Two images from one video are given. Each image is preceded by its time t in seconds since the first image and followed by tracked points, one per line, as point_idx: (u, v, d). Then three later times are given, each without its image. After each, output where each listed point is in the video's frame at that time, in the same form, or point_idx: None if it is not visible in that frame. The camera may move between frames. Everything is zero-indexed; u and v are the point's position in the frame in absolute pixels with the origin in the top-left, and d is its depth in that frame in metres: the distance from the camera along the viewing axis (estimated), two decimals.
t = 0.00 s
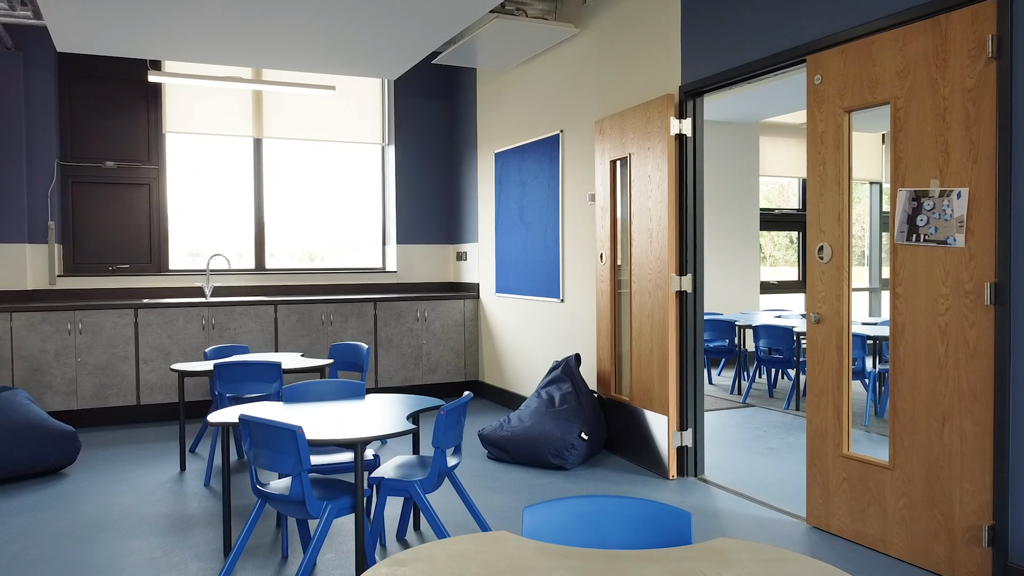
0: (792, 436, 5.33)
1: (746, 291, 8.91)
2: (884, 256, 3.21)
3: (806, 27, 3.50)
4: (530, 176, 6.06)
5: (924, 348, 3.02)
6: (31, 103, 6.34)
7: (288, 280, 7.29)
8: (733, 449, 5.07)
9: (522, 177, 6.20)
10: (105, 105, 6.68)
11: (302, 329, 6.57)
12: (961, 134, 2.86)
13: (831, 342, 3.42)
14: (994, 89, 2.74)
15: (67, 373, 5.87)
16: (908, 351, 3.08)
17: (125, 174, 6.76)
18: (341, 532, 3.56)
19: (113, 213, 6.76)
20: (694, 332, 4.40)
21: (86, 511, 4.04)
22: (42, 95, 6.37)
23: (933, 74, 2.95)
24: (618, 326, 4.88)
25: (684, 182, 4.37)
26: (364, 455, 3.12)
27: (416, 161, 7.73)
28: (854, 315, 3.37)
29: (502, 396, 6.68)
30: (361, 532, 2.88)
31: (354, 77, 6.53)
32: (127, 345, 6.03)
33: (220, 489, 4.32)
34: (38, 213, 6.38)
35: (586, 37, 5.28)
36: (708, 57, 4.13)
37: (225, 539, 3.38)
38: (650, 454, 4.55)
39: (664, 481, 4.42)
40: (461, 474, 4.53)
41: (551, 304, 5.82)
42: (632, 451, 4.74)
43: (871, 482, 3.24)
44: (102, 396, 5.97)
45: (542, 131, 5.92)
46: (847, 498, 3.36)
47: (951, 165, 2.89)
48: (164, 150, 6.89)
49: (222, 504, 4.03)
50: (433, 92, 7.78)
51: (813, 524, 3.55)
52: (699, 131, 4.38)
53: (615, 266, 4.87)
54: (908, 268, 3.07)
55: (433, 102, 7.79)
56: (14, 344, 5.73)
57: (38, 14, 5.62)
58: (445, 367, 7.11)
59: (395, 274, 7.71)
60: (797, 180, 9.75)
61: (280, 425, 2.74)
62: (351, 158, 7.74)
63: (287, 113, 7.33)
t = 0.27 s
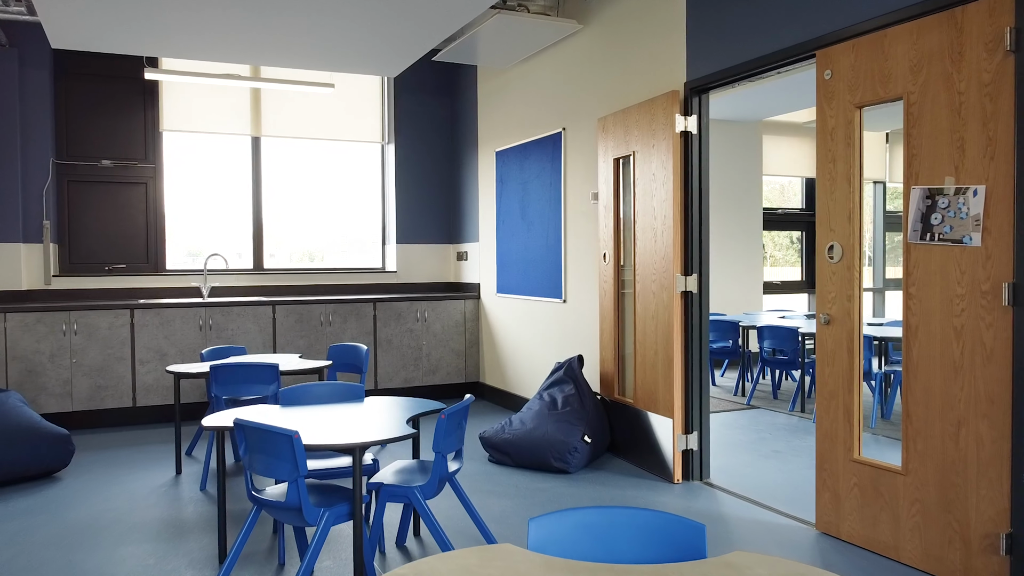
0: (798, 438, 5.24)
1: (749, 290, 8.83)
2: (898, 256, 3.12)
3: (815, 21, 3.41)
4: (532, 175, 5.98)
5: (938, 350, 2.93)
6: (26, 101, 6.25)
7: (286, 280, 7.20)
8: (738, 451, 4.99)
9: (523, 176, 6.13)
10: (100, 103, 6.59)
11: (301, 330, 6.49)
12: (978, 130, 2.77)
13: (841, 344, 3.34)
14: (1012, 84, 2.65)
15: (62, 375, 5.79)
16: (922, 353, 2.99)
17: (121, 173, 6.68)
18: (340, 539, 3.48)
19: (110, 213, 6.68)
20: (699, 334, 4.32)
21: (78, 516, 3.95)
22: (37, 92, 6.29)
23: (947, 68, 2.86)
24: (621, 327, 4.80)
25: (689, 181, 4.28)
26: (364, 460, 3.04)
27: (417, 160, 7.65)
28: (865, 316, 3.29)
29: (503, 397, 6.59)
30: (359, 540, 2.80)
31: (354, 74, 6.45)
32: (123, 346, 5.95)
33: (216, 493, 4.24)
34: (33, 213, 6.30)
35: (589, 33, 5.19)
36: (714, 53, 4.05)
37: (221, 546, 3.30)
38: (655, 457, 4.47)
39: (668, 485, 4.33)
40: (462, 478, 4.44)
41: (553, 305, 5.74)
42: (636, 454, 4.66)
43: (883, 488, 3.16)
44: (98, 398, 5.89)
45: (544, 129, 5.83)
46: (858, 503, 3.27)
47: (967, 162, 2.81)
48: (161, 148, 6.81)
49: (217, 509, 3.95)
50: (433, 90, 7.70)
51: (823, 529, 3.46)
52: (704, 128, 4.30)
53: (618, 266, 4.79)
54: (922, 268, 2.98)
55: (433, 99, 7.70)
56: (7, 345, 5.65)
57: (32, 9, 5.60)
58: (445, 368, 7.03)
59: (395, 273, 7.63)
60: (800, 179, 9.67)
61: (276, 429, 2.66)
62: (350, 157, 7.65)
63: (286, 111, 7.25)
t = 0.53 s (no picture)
0: (805, 441, 5.15)
1: (753, 291, 8.74)
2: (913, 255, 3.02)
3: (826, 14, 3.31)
4: (534, 173, 5.89)
5: (955, 352, 2.83)
6: (20, 98, 6.16)
7: (284, 281, 7.11)
8: (744, 454, 4.90)
9: (525, 174, 6.04)
10: (96, 101, 6.50)
11: (299, 330, 6.40)
12: (997, 125, 2.67)
13: (853, 346, 3.24)
14: None
15: (56, 376, 5.71)
16: (938, 355, 2.89)
17: (117, 172, 6.59)
18: (337, 546, 3.38)
19: (106, 212, 6.59)
20: (705, 335, 4.22)
21: (70, 522, 3.87)
22: (32, 90, 6.20)
23: (965, 61, 2.76)
24: (625, 328, 4.71)
25: (695, 178, 4.19)
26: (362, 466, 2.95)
27: (417, 158, 7.56)
28: (878, 317, 3.19)
29: (504, 399, 6.50)
30: (357, 549, 2.71)
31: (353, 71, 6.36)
32: (118, 347, 5.86)
33: (211, 498, 4.15)
34: (28, 212, 6.21)
35: (592, 29, 5.10)
36: (721, 48, 3.95)
37: (215, 554, 3.21)
38: (660, 461, 4.38)
39: (674, 489, 4.24)
40: (463, 482, 4.35)
41: (555, 305, 5.65)
42: (640, 457, 4.57)
43: (897, 494, 3.06)
44: (93, 400, 5.80)
45: (546, 126, 5.74)
46: (871, 509, 3.17)
47: (986, 158, 2.71)
48: (158, 147, 6.72)
49: (212, 515, 3.85)
50: (433, 88, 7.61)
51: (834, 536, 3.37)
52: (710, 124, 4.20)
53: (622, 266, 4.70)
54: (939, 268, 2.89)
55: (433, 97, 7.61)
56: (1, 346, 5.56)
57: (26, 5, 5.53)
58: (445, 370, 6.94)
59: (395, 273, 7.54)
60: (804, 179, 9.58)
61: (272, 434, 2.57)
62: (350, 156, 7.56)
63: (284, 109, 7.16)
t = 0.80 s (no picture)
0: (811, 444, 5.07)
1: (756, 291, 8.66)
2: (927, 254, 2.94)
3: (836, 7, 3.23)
4: (535, 171, 5.81)
5: (971, 354, 2.74)
6: (15, 95, 6.08)
7: (283, 280, 7.03)
8: (750, 457, 4.81)
9: (526, 172, 5.95)
10: (92, 98, 6.42)
11: (297, 331, 6.31)
12: (1015, 120, 2.58)
13: (865, 347, 3.15)
14: None
15: (50, 378, 5.62)
16: (953, 357, 2.80)
17: (113, 170, 6.51)
18: (334, 553, 3.30)
19: (102, 211, 6.50)
20: (711, 336, 4.14)
21: (61, 527, 3.78)
22: (27, 87, 6.11)
23: (981, 54, 2.67)
24: (629, 329, 4.63)
25: (701, 176, 4.10)
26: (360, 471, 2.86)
27: (417, 157, 7.48)
28: (890, 318, 3.10)
29: (505, 401, 6.42)
30: (354, 557, 2.62)
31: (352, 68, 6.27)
32: (114, 348, 5.78)
33: (207, 502, 4.06)
34: (22, 211, 6.12)
35: (595, 24, 5.02)
36: (727, 42, 3.87)
37: (209, 562, 3.12)
38: (664, 464, 4.30)
39: (679, 493, 4.16)
40: (464, 486, 4.27)
41: (557, 305, 5.57)
42: (644, 460, 4.49)
43: (910, 499, 2.97)
44: (88, 402, 5.72)
45: (548, 124, 5.66)
46: (883, 515, 3.09)
47: (1003, 154, 2.62)
48: (155, 145, 6.64)
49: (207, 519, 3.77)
50: (434, 85, 7.53)
51: (844, 542, 3.28)
52: (716, 121, 4.12)
53: (626, 265, 4.62)
54: (954, 267, 2.80)
55: (434, 95, 7.53)
56: None
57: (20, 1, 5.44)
58: (446, 371, 6.85)
59: (394, 273, 7.45)
60: (805, 178, 9.48)
61: (266, 439, 2.49)
62: (349, 154, 7.48)
63: (283, 107, 7.07)
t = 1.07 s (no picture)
0: (817, 446, 4.99)
1: (759, 291, 8.58)
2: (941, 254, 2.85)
3: None
4: (537, 170, 5.72)
5: (988, 356, 2.65)
6: (8, 92, 5.98)
7: (281, 280, 6.95)
8: (755, 460, 4.73)
9: (527, 170, 5.87)
10: (87, 95, 6.33)
11: (295, 332, 6.23)
12: None
13: (877, 349, 3.06)
14: None
15: (44, 379, 5.54)
16: (969, 359, 2.71)
17: (109, 169, 6.42)
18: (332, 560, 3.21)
19: (97, 210, 6.42)
20: (717, 337, 4.06)
21: (52, 532, 3.70)
22: (21, 84, 6.01)
23: (999, 47, 2.58)
24: (633, 329, 4.54)
25: (707, 174, 4.02)
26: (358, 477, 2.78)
27: (416, 155, 7.40)
28: (903, 319, 3.01)
29: (506, 402, 6.34)
30: (352, 566, 2.54)
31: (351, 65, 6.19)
32: (109, 348, 5.69)
33: (201, 507, 3.98)
34: (17, 209, 6.02)
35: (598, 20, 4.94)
36: (734, 37, 3.78)
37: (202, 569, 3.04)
38: (669, 468, 4.22)
39: (684, 498, 4.07)
40: (464, 490, 4.19)
41: (559, 306, 5.49)
42: (648, 464, 4.40)
43: (925, 505, 2.88)
44: (82, 403, 5.64)
45: (549, 121, 5.58)
46: (896, 521, 3.00)
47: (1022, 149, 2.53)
48: (151, 143, 6.55)
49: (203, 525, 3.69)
50: (434, 83, 7.44)
51: (856, 549, 3.19)
52: (722, 118, 4.04)
53: (630, 265, 4.54)
54: (970, 266, 2.71)
55: (434, 92, 7.44)
56: None
57: None
58: (446, 372, 6.77)
59: (394, 273, 7.37)
60: (807, 177, 9.39)
61: (260, 445, 2.41)
62: (348, 152, 7.39)
63: (281, 104, 6.99)
